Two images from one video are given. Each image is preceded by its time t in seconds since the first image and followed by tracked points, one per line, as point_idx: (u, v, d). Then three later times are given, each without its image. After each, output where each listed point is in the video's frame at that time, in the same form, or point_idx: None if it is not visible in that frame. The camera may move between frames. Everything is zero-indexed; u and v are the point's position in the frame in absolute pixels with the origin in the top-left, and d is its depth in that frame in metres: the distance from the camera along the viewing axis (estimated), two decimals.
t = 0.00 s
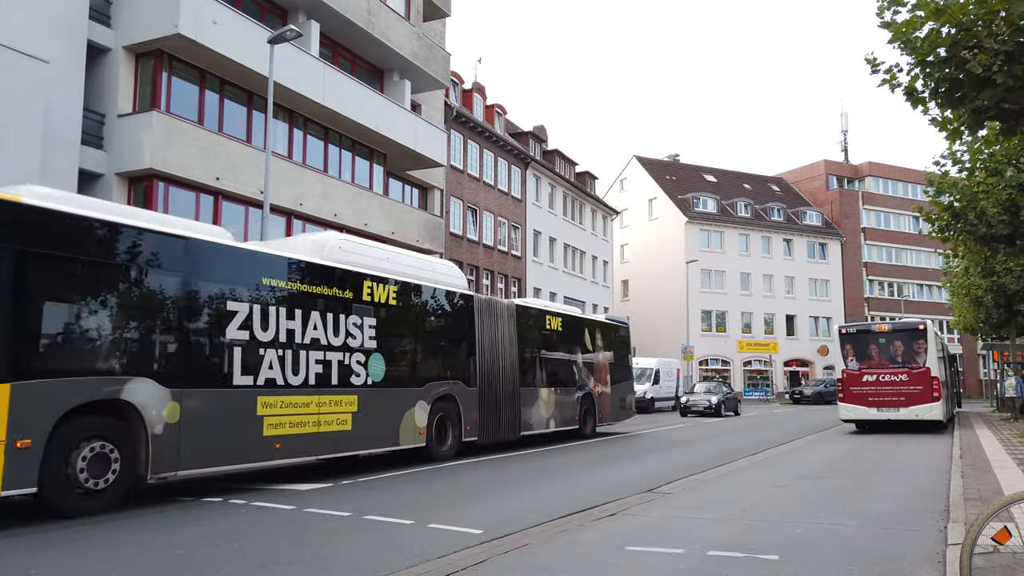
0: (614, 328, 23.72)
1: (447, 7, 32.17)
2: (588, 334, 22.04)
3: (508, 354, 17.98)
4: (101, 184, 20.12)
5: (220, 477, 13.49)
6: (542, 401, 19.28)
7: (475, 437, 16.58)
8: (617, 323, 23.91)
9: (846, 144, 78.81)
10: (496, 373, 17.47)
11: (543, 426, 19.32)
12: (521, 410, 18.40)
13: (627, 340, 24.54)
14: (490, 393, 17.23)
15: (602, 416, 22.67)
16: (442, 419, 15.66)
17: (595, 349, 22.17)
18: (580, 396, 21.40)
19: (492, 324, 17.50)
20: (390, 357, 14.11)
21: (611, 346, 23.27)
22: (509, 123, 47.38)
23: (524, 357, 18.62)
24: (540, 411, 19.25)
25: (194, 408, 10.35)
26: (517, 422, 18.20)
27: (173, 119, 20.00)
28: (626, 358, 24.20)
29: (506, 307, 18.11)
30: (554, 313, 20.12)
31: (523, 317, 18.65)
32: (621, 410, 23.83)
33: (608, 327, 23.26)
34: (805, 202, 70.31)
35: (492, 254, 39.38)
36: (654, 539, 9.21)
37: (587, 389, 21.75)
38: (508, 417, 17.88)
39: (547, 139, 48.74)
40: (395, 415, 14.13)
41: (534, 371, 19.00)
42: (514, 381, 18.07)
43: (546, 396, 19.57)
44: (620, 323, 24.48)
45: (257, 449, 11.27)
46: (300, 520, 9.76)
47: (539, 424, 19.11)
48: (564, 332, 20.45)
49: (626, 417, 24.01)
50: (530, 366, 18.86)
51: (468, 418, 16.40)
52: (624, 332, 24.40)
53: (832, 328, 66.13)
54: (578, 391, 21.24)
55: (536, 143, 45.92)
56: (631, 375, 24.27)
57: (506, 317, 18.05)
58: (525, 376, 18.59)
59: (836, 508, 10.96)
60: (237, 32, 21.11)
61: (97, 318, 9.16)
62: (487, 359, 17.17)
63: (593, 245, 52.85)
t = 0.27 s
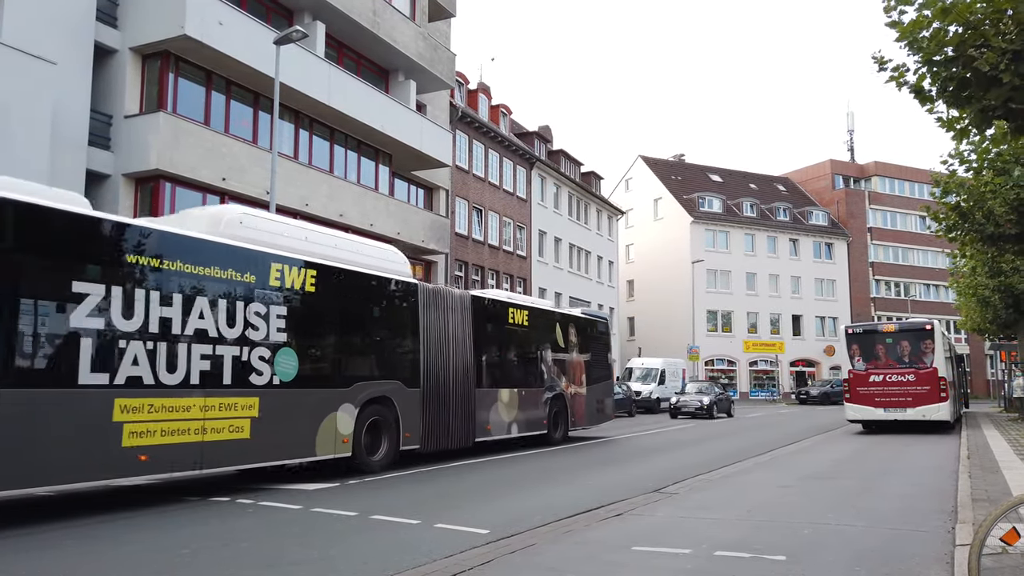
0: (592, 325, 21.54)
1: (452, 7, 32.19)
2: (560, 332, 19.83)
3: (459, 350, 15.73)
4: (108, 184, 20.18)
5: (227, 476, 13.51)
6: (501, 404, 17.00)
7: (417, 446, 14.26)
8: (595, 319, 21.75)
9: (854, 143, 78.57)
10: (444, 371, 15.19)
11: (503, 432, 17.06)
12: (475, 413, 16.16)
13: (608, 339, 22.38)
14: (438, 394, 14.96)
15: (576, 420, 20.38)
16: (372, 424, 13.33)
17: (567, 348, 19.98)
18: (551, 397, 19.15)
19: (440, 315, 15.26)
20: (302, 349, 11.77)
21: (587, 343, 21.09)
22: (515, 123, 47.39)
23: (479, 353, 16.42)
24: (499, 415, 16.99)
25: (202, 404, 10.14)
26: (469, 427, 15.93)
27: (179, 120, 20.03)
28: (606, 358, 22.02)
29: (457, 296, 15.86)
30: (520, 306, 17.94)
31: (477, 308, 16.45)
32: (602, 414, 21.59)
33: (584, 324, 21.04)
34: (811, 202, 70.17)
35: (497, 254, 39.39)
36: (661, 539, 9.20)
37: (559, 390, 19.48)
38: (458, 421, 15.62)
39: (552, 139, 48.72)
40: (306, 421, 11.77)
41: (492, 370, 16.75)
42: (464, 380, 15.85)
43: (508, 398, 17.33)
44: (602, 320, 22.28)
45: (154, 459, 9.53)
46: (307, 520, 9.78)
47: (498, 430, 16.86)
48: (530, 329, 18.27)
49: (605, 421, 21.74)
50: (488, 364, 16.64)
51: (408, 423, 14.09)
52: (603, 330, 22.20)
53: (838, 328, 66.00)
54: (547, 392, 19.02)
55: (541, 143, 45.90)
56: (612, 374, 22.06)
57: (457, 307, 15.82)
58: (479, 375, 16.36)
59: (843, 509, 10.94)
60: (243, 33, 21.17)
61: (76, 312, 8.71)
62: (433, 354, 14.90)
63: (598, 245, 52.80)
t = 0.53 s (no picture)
0: (568, 322, 19.79)
1: (462, 7, 32.21)
2: (530, 327, 17.96)
3: (401, 345, 13.73)
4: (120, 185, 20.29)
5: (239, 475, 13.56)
6: (454, 406, 15.10)
7: (343, 456, 12.26)
8: (571, 314, 19.99)
9: (865, 142, 78.21)
10: (380, 371, 13.20)
11: (457, 439, 15.16)
12: (421, 416, 14.17)
13: (586, 337, 20.73)
14: (375, 394, 13.04)
15: (546, 423, 18.63)
16: None
17: (537, 345, 18.16)
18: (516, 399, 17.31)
19: (377, 305, 13.28)
20: (185, 344, 9.83)
21: (561, 340, 19.33)
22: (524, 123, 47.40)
23: (430, 349, 14.52)
24: (452, 419, 15.09)
25: (209, 405, 10.05)
26: (413, 433, 13.97)
27: (191, 121, 20.12)
28: (582, 357, 20.43)
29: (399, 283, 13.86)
30: (482, 298, 16.09)
31: (426, 298, 14.48)
32: (577, 416, 19.99)
33: (558, 320, 19.26)
34: (822, 201, 69.90)
35: (507, 254, 39.41)
36: (672, 539, 9.19)
37: (526, 390, 17.67)
38: (400, 425, 13.70)
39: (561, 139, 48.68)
40: (201, 424, 9.93)
41: (444, 369, 14.85)
42: (408, 380, 13.87)
43: (463, 401, 15.44)
44: (580, 316, 20.57)
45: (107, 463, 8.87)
46: (318, 519, 9.81)
47: (450, 436, 14.92)
48: (494, 324, 16.45)
49: (581, 424, 20.08)
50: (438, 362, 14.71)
51: (331, 431, 12.11)
52: (581, 327, 20.53)
53: (850, 328, 65.72)
54: (512, 392, 17.20)
55: (550, 143, 45.89)
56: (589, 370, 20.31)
57: (399, 297, 13.82)
58: (427, 374, 14.40)
59: (855, 509, 10.89)
60: (253, 34, 21.23)
61: (20, 303, 8.17)
62: (366, 348, 12.93)
63: (608, 245, 52.73)
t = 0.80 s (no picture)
0: (543, 317, 17.93)
1: (476, 8, 32.26)
2: (494, 321, 16.06)
3: (320, 336, 11.84)
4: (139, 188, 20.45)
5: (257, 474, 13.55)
6: (395, 407, 13.15)
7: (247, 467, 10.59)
8: (547, 308, 18.13)
9: (882, 140, 77.65)
10: (290, 365, 11.35)
11: (400, 446, 13.29)
12: (348, 418, 12.27)
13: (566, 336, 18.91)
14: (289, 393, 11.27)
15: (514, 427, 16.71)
16: None
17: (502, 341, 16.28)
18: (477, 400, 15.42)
19: (288, 288, 11.50)
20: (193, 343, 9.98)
21: (533, 337, 17.45)
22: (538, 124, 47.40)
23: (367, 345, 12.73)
24: (393, 421, 13.15)
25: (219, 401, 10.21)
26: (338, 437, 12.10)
27: (208, 124, 20.24)
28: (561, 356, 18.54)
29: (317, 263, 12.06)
30: (434, 286, 14.24)
31: (357, 283, 12.67)
32: (556, 421, 18.09)
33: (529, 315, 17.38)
34: (839, 200, 69.46)
35: (521, 254, 39.43)
36: (690, 540, 9.15)
37: (488, 390, 15.77)
38: (327, 434, 11.95)
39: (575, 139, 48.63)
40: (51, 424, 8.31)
41: (384, 364, 12.99)
42: (329, 377, 11.96)
43: (409, 402, 13.51)
44: (559, 311, 18.71)
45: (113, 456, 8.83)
46: (336, 519, 9.85)
47: (388, 442, 12.99)
48: (450, 316, 14.63)
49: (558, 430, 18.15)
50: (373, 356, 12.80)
51: (225, 435, 10.25)
52: (560, 325, 18.69)
53: (868, 328, 65.24)
54: (472, 393, 15.30)
55: (565, 143, 45.86)
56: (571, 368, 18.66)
57: (326, 284, 12.10)
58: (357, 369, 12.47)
59: (874, 510, 10.82)
60: (269, 37, 21.34)
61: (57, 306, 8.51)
62: (272, 338, 11.11)
63: (623, 245, 52.62)
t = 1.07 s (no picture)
0: (515, 310, 16.10)
1: (498, 10, 32.30)
2: (453, 315, 14.27)
3: (227, 326, 10.03)
4: (167, 191, 20.69)
5: (284, 474, 13.65)
6: (325, 412, 11.43)
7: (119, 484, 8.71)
8: (522, 302, 16.33)
9: (910, 137, 76.68)
10: (189, 361, 9.53)
11: (332, 456, 11.53)
12: (265, 422, 10.47)
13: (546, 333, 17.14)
14: (184, 394, 9.44)
15: (478, 434, 14.90)
16: None
17: (462, 336, 14.48)
18: (430, 403, 13.65)
19: (190, 268, 9.70)
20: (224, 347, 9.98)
21: (503, 333, 15.65)
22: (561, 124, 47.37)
23: (290, 341, 10.94)
24: (323, 428, 11.41)
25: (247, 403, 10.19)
26: (252, 446, 10.33)
27: (235, 128, 20.44)
28: (538, 355, 16.77)
29: (226, 240, 10.28)
30: (376, 274, 12.56)
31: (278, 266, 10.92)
32: (530, 426, 16.34)
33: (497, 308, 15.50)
34: (866, 198, 68.72)
35: (544, 255, 39.40)
36: (716, 542, 9.10)
37: (445, 391, 13.98)
38: (235, 443, 10.09)
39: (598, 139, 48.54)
40: None
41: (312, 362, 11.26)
42: (238, 376, 10.15)
43: (343, 407, 11.80)
44: (536, 306, 16.89)
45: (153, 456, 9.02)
46: (363, 518, 9.90)
47: (316, 452, 11.21)
48: (396, 310, 12.91)
49: (533, 436, 16.34)
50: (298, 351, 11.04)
51: (85, 445, 8.38)
52: (538, 320, 16.88)
53: (896, 328, 64.45)
54: (426, 395, 13.53)
55: (587, 143, 45.79)
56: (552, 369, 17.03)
57: (241, 267, 10.37)
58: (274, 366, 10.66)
59: (904, 512, 10.69)
60: (295, 41, 21.50)
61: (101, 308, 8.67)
62: (241, 333, 10.23)
63: (646, 245, 52.42)
